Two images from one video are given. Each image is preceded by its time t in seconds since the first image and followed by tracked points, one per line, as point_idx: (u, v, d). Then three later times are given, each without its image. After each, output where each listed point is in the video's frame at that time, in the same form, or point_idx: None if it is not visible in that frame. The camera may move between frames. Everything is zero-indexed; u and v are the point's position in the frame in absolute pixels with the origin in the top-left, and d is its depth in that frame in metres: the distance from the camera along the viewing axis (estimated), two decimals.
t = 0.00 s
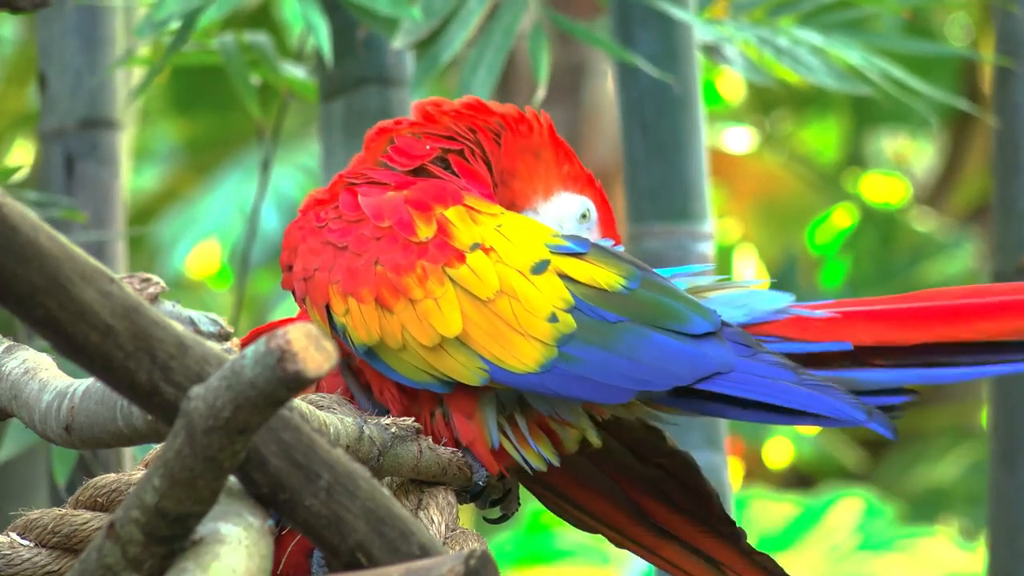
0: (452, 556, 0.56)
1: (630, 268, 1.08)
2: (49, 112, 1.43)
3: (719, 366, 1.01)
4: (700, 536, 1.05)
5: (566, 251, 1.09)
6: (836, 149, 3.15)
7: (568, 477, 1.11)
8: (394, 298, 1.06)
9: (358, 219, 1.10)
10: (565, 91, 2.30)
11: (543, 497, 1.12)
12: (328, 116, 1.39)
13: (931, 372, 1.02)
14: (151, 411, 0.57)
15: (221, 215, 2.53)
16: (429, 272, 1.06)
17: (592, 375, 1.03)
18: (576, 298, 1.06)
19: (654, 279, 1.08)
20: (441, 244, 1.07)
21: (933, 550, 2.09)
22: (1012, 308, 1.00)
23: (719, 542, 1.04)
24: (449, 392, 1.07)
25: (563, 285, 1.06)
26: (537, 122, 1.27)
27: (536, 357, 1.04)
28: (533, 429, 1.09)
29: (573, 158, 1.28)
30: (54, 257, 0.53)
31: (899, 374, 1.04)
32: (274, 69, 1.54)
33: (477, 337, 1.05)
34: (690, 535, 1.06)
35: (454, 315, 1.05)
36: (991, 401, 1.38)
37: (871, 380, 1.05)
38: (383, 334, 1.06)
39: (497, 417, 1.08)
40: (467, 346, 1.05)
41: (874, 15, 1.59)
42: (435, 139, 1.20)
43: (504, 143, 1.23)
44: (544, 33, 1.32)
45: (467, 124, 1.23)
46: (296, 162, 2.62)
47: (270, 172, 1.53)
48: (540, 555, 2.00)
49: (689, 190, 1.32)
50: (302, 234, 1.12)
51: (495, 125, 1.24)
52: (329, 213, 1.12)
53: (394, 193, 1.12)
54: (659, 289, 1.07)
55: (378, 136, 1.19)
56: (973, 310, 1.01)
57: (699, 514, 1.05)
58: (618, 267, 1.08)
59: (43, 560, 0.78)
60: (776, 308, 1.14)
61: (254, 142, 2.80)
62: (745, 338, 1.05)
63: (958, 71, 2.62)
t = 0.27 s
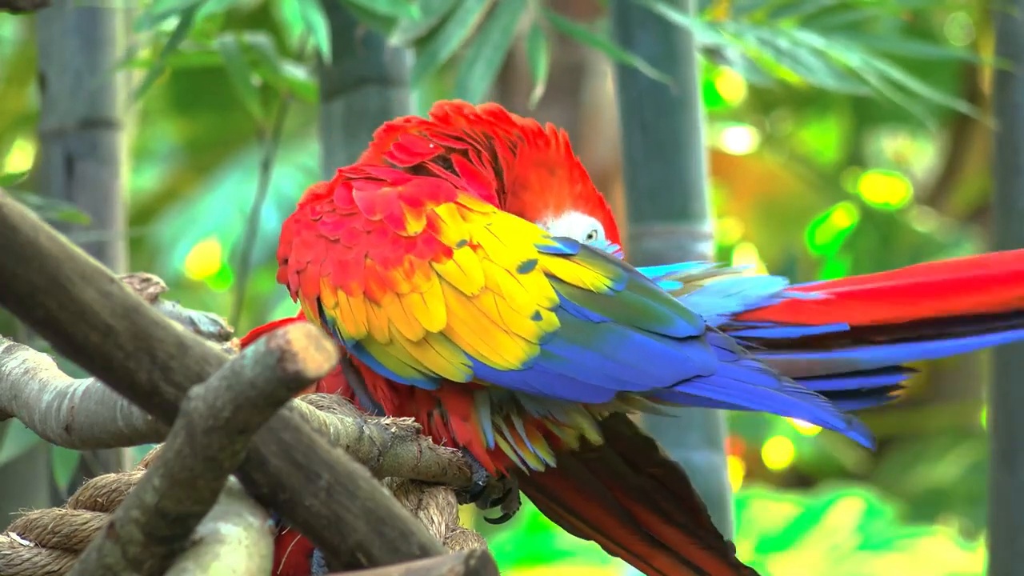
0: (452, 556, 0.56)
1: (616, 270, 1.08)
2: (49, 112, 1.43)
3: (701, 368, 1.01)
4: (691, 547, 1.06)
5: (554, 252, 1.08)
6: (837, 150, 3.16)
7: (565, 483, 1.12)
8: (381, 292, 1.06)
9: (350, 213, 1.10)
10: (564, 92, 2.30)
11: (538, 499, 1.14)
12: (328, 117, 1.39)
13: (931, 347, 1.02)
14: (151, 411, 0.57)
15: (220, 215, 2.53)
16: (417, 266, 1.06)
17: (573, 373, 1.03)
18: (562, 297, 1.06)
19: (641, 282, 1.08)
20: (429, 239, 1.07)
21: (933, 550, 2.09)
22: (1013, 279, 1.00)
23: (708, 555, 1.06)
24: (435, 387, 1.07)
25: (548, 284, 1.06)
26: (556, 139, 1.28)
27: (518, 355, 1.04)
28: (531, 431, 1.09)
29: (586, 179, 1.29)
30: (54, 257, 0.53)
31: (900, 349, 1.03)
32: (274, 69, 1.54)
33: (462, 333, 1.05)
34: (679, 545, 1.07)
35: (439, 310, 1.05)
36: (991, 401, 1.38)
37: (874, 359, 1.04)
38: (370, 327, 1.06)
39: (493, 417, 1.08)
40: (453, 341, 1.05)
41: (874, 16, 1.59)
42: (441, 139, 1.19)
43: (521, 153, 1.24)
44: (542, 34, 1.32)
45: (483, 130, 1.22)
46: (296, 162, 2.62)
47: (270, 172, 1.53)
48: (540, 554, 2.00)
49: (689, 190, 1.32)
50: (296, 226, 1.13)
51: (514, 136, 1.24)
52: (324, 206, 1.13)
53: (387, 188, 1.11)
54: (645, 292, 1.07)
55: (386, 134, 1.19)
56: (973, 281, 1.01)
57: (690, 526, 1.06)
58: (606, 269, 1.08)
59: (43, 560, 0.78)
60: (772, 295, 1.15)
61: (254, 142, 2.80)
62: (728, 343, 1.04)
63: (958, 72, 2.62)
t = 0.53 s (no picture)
0: (452, 556, 0.56)
1: (612, 275, 1.08)
2: (49, 112, 1.43)
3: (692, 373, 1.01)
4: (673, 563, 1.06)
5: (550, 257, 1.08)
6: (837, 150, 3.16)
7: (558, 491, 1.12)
8: (378, 290, 1.06)
9: (350, 213, 1.10)
10: (565, 92, 2.30)
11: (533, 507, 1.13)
12: (328, 117, 1.39)
13: (924, 363, 1.03)
14: (151, 411, 0.57)
15: (221, 215, 2.53)
16: (414, 266, 1.06)
17: (565, 375, 1.03)
18: (557, 300, 1.06)
19: (637, 287, 1.08)
20: (426, 239, 1.07)
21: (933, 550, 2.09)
22: (1012, 287, 1.01)
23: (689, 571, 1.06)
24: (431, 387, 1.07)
25: (544, 287, 1.06)
26: (569, 145, 1.28)
27: (512, 355, 1.04)
28: (527, 437, 1.09)
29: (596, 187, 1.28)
30: (54, 258, 0.53)
31: (899, 362, 1.03)
32: (275, 69, 1.54)
33: (456, 333, 1.05)
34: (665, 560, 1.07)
35: (435, 310, 1.05)
36: (991, 402, 1.38)
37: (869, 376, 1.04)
38: (366, 325, 1.06)
39: (487, 422, 1.08)
40: (448, 341, 1.05)
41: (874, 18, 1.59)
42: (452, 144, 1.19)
43: (531, 158, 1.24)
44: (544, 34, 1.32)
45: (495, 136, 1.22)
46: (296, 162, 2.62)
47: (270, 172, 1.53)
48: (540, 555, 2.00)
49: (689, 190, 1.32)
50: (297, 225, 1.13)
51: (527, 142, 1.24)
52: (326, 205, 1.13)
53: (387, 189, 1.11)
54: (641, 297, 1.07)
55: (397, 136, 1.19)
56: (970, 289, 1.02)
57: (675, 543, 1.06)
58: (601, 274, 1.08)
59: (43, 560, 0.78)
60: (773, 304, 1.13)
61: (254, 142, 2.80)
62: (722, 351, 1.03)
63: (958, 73, 2.62)
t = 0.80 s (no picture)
0: (452, 556, 0.56)
1: (609, 275, 1.07)
2: (49, 112, 1.43)
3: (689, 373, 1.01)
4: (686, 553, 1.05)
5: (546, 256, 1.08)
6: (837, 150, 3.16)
7: (566, 484, 1.11)
8: (375, 289, 1.06)
9: (349, 212, 1.10)
10: (565, 92, 2.30)
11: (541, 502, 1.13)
12: (328, 117, 1.39)
13: (917, 351, 1.04)
14: (151, 411, 0.57)
15: (220, 215, 2.53)
16: (411, 264, 1.06)
17: (561, 374, 1.03)
18: (553, 299, 1.05)
19: (635, 287, 1.07)
20: (423, 238, 1.07)
21: (932, 550, 2.09)
22: (1007, 276, 1.01)
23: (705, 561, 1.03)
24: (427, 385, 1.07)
25: (541, 286, 1.05)
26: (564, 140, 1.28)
27: (509, 354, 1.03)
28: (526, 435, 1.08)
29: (593, 180, 1.29)
30: (54, 258, 0.53)
31: (894, 353, 1.05)
32: (275, 68, 1.54)
33: (452, 331, 1.04)
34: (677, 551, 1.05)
35: (431, 308, 1.05)
36: (990, 402, 1.38)
37: (866, 367, 1.05)
38: (364, 323, 1.06)
39: (486, 421, 1.08)
40: (446, 339, 1.05)
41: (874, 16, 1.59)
42: (448, 141, 1.19)
43: (529, 154, 1.24)
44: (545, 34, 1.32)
45: (494, 134, 1.22)
46: (296, 162, 2.62)
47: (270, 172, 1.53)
48: (539, 554, 2.01)
49: (688, 191, 1.32)
50: (297, 223, 1.13)
51: (525, 140, 1.24)
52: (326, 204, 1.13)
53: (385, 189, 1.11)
54: (638, 297, 1.06)
55: (395, 135, 1.19)
56: (965, 279, 1.02)
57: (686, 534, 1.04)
58: (597, 273, 1.07)
59: (43, 560, 0.78)
60: (771, 297, 1.12)
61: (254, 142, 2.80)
62: (720, 350, 1.03)
63: (958, 72, 2.62)
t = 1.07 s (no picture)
0: (452, 556, 0.56)
1: (604, 284, 1.07)
2: (50, 113, 1.43)
3: (684, 386, 1.00)
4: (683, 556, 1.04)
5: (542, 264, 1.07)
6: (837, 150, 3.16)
7: (564, 488, 1.11)
8: (372, 296, 1.06)
9: (346, 217, 1.10)
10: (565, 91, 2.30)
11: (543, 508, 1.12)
12: (328, 116, 1.39)
13: (911, 356, 1.04)
14: (151, 411, 0.57)
15: (221, 215, 2.53)
16: (407, 272, 1.06)
17: (556, 385, 1.03)
18: (549, 309, 1.05)
19: (630, 296, 1.06)
20: (419, 246, 1.07)
21: (932, 550, 2.09)
22: (1001, 285, 1.01)
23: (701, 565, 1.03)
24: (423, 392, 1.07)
25: (536, 295, 1.05)
26: (559, 144, 1.27)
27: (505, 364, 1.04)
28: (526, 436, 1.09)
29: (591, 184, 1.29)
30: (54, 257, 0.53)
31: (885, 357, 1.05)
32: (275, 68, 1.54)
33: (448, 340, 1.05)
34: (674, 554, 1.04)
35: (427, 316, 1.05)
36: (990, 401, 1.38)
37: (860, 371, 1.05)
38: (360, 330, 1.06)
39: (486, 423, 1.08)
40: (442, 348, 1.05)
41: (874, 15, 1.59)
42: (445, 144, 1.19)
43: (527, 162, 1.24)
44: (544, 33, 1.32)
45: (492, 138, 1.22)
46: (296, 162, 2.62)
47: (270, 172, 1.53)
48: (539, 554, 2.00)
49: (688, 191, 1.32)
50: (295, 225, 1.13)
51: (523, 146, 1.24)
52: (323, 206, 1.13)
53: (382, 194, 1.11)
54: (633, 307, 1.06)
55: (392, 136, 1.19)
56: (960, 286, 1.02)
57: (682, 537, 1.03)
58: (594, 282, 1.07)
59: (43, 560, 0.78)
60: (769, 300, 1.12)
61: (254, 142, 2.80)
62: (714, 363, 1.02)
63: (958, 72, 2.62)
